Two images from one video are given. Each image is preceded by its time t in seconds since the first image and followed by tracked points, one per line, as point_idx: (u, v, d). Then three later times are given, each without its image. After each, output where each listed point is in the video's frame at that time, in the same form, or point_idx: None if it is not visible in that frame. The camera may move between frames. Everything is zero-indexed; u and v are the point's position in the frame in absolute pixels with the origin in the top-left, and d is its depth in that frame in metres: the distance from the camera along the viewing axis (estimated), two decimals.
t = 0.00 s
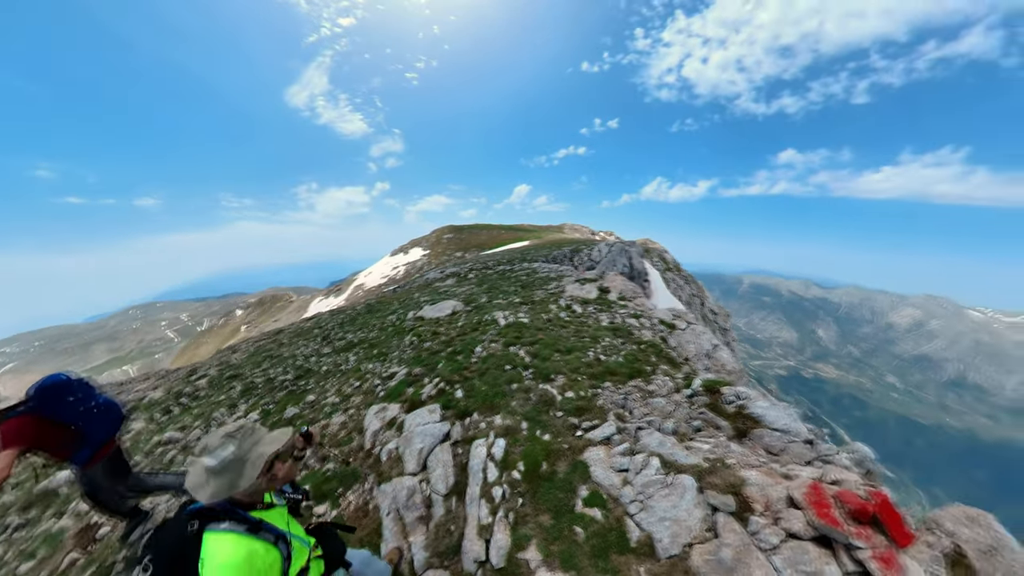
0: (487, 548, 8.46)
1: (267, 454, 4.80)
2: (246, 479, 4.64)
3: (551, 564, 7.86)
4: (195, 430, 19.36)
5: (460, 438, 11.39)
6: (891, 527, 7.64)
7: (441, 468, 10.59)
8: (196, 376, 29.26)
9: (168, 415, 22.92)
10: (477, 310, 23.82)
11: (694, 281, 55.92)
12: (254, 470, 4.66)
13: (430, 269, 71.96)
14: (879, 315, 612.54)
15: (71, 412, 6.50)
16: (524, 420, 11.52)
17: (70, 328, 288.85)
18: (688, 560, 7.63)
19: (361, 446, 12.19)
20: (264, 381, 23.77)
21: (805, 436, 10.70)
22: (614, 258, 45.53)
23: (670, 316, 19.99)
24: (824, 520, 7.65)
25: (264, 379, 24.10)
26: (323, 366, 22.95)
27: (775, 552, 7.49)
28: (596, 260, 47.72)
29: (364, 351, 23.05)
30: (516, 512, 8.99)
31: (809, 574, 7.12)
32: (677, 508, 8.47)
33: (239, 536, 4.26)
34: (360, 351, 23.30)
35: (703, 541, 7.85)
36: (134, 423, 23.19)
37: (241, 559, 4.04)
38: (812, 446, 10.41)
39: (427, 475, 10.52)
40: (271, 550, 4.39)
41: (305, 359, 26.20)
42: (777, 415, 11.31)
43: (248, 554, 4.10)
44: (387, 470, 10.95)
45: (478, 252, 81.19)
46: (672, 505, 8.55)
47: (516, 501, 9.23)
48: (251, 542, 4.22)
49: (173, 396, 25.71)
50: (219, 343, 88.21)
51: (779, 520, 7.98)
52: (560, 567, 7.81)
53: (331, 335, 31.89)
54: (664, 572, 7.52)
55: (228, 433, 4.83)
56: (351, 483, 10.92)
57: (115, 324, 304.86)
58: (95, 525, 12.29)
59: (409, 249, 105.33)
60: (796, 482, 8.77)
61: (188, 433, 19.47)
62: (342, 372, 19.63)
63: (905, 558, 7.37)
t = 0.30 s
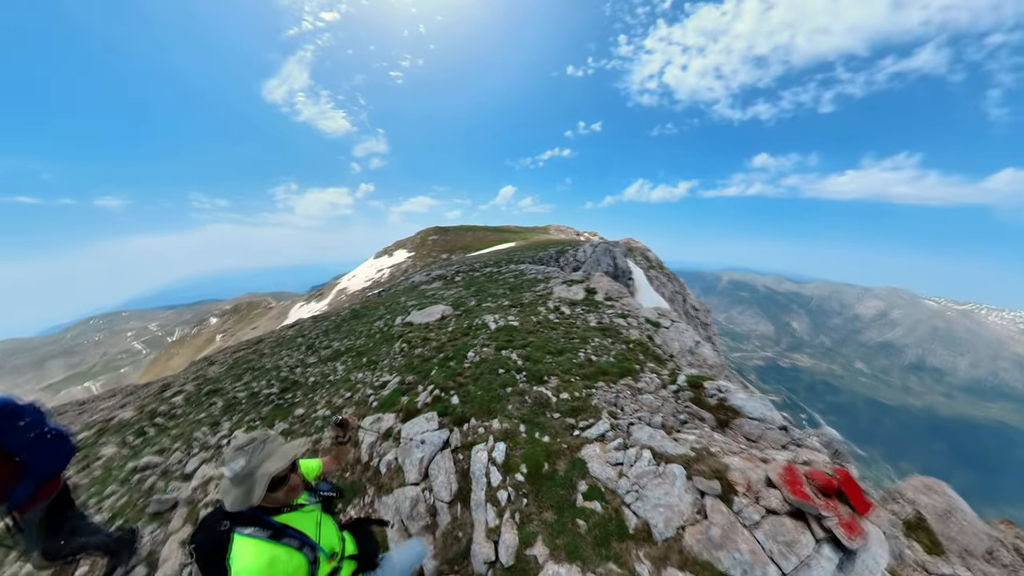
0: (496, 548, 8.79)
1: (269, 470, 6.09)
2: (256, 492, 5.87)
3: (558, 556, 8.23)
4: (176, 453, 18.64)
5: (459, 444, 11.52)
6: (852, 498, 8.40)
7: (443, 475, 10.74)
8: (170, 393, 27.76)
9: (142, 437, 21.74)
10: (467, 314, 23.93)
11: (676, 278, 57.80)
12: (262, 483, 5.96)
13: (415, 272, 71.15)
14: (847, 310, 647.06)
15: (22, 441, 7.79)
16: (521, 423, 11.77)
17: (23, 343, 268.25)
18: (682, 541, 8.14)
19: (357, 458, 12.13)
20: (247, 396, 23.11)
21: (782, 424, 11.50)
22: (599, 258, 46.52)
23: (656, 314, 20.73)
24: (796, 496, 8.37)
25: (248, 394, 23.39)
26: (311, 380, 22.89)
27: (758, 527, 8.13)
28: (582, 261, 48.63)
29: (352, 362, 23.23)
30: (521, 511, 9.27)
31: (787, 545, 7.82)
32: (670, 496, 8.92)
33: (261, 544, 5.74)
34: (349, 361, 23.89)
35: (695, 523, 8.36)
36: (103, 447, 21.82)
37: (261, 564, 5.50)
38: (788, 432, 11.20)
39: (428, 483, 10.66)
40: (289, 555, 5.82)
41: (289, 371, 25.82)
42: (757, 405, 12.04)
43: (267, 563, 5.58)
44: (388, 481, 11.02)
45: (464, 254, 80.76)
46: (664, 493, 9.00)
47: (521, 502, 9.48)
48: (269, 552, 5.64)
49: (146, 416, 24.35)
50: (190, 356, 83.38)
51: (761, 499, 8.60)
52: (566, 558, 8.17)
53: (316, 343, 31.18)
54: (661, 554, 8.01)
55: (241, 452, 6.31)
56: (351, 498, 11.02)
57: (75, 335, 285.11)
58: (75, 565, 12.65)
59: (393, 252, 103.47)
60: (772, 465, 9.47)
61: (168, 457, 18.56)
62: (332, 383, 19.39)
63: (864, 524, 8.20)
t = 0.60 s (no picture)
0: (491, 549, 8.85)
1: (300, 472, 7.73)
2: (288, 492, 7.32)
3: (552, 553, 8.36)
4: (149, 475, 17.73)
5: (450, 449, 11.52)
6: (824, 478, 9.05)
7: (434, 480, 10.69)
8: (139, 410, 26.24)
9: (110, 459, 20.41)
10: (453, 317, 23.84)
11: (659, 277, 59.43)
12: (295, 484, 7.47)
13: (400, 274, 70.11)
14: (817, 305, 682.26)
15: None
16: (511, 424, 11.84)
17: None
18: (670, 530, 8.46)
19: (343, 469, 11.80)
20: (225, 410, 22.18)
21: (759, 413, 12.10)
22: (584, 258, 47.27)
23: (639, 312, 21.29)
24: (773, 479, 8.91)
25: (225, 408, 22.45)
26: (294, 390, 22.21)
27: (740, 512, 8.54)
28: (567, 261, 49.25)
29: (336, 370, 22.71)
30: (513, 511, 9.38)
31: (767, 526, 8.32)
32: (656, 487, 9.23)
33: (286, 539, 6.44)
34: (333, 368, 23.44)
35: (681, 512, 8.69)
36: (65, 472, 20.39)
37: (286, 557, 6.17)
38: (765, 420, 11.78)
39: (419, 490, 10.56)
40: (310, 550, 6.46)
41: (269, 381, 24.95)
42: (736, 397, 12.61)
43: (293, 554, 6.28)
44: (377, 490, 10.82)
45: (449, 256, 80.12)
46: (651, 485, 9.30)
47: (513, 501, 9.59)
48: (294, 546, 6.31)
49: (113, 435, 22.95)
50: (159, 368, 78.76)
51: (741, 485, 9.05)
52: (560, 554, 8.31)
53: (297, 351, 30.26)
54: (652, 543, 8.29)
55: (272, 455, 7.65)
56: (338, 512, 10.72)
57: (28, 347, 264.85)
58: None
59: (376, 254, 101.32)
60: (750, 452, 9.99)
61: (141, 479, 17.65)
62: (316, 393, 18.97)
63: (835, 502, 8.82)
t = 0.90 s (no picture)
0: (462, 562, 8.52)
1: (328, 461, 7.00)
2: (315, 478, 6.75)
3: (524, 564, 8.05)
4: (106, 498, 16.25)
5: (422, 457, 11.14)
6: (802, 477, 8.61)
7: (405, 491, 10.29)
8: (99, 428, 24.27)
9: (64, 485, 18.68)
10: (434, 320, 23.31)
11: (642, 276, 60.46)
12: (323, 471, 6.86)
13: (384, 278, 68.58)
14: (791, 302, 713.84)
15: None
16: (485, 430, 11.56)
17: None
18: (646, 536, 8.26)
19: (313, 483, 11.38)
20: (192, 425, 20.75)
21: (735, 410, 12.17)
22: (568, 259, 47.46)
23: (620, 311, 21.35)
24: (752, 482, 8.58)
25: (193, 422, 21.03)
26: (267, 401, 21.14)
27: (718, 516, 8.35)
28: (552, 262, 49.28)
29: (312, 378, 21.78)
30: (485, 521, 9.04)
31: (745, 530, 8.10)
32: (632, 493, 9.06)
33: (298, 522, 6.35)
34: (310, 377, 22.38)
35: (657, 517, 8.54)
36: (13, 500, 18.63)
37: (298, 538, 6.14)
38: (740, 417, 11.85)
39: (390, 501, 10.18)
40: (318, 534, 6.41)
41: (241, 393, 23.57)
42: (712, 395, 12.67)
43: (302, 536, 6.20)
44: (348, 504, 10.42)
45: (435, 258, 78.94)
46: (626, 490, 9.13)
47: (484, 511, 9.26)
48: (305, 529, 6.26)
49: (68, 458, 21.22)
50: (126, 382, 73.74)
51: (719, 488, 8.87)
52: (533, 565, 8.01)
53: (272, 359, 28.85)
54: (627, 551, 8.06)
55: (300, 443, 6.61)
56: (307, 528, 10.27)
57: None
58: None
59: (359, 257, 98.80)
60: (728, 452, 9.78)
61: (98, 503, 16.17)
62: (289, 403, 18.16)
63: (814, 502, 8.42)
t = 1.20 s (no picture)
0: None
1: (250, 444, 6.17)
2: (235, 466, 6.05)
3: None
4: (58, 529, 14.88)
5: (392, 469, 10.93)
6: (775, 484, 8.53)
7: (373, 504, 10.02)
8: (54, 453, 22.30)
9: (13, 516, 16.90)
10: (414, 324, 22.84)
11: (628, 274, 61.26)
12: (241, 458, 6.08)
13: (367, 281, 66.90)
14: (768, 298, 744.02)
15: None
16: (456, 440, 11.42)
17: None
18: (617, 548, 8.00)
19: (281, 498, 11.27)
20: (155, 444, 19.30)
21: (710, 412, 12.20)
22: (554, 260, 47.50)
23: (601, 312, 21.40)
24: (723, 489, 8.41)
25: (157, 441, 19.56)
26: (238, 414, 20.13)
27: (690, 526, 8.12)
28: (538, 263, 49.23)
29: (287, 389, 20.89)
30: (453, 536, 8.82)
31: (718, 540, 7.87)
32: (602, 503, 8.86)
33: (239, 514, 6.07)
34: (284, 387, 21.29)
35: (628, 528, 8.27)
36: None
37: (238, 534, 5.89)
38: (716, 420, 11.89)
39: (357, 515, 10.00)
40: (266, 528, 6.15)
41: (211, 407, 22.12)
42: (687, 398, 12.69)
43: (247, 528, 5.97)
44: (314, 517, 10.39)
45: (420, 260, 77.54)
46: (597, 501, 8.93)
47: (452, 526, 9.03)
48: (247, 522, 5.99)
49: (18, 485, 19.49)
50: (89, 399, 68.42)
51: (691, 496, 8.65)
52: None
53: (246, 370, 27.32)
54: (597, 564, 7.79)
55: (221, 423, 6.12)
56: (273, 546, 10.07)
57: None
58: None
59: (342, 261, 96.01)
60: (702, 458, 9.58)
61: (50, 533, 14.83)
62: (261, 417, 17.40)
63: (788, 510, 8.34)
